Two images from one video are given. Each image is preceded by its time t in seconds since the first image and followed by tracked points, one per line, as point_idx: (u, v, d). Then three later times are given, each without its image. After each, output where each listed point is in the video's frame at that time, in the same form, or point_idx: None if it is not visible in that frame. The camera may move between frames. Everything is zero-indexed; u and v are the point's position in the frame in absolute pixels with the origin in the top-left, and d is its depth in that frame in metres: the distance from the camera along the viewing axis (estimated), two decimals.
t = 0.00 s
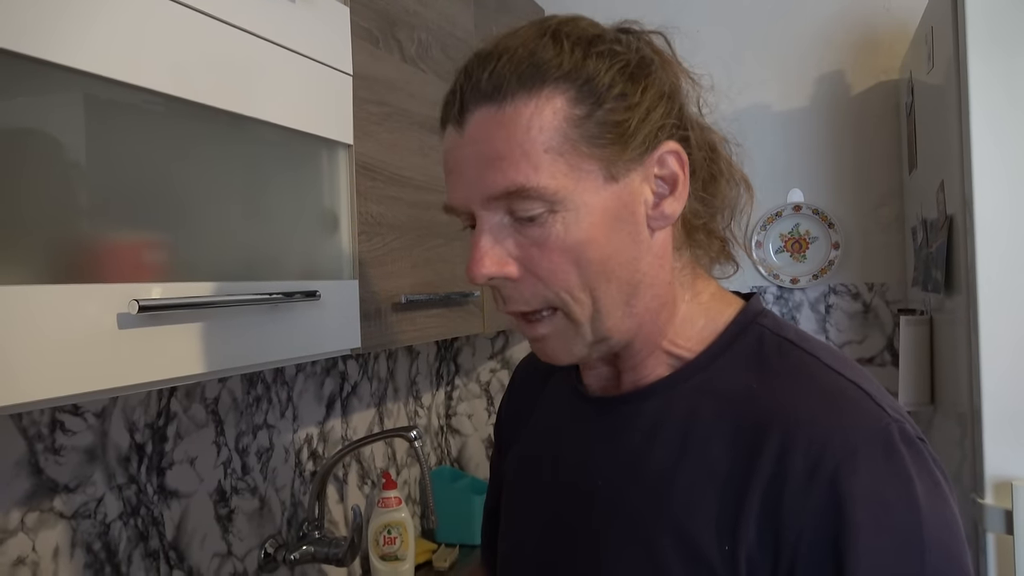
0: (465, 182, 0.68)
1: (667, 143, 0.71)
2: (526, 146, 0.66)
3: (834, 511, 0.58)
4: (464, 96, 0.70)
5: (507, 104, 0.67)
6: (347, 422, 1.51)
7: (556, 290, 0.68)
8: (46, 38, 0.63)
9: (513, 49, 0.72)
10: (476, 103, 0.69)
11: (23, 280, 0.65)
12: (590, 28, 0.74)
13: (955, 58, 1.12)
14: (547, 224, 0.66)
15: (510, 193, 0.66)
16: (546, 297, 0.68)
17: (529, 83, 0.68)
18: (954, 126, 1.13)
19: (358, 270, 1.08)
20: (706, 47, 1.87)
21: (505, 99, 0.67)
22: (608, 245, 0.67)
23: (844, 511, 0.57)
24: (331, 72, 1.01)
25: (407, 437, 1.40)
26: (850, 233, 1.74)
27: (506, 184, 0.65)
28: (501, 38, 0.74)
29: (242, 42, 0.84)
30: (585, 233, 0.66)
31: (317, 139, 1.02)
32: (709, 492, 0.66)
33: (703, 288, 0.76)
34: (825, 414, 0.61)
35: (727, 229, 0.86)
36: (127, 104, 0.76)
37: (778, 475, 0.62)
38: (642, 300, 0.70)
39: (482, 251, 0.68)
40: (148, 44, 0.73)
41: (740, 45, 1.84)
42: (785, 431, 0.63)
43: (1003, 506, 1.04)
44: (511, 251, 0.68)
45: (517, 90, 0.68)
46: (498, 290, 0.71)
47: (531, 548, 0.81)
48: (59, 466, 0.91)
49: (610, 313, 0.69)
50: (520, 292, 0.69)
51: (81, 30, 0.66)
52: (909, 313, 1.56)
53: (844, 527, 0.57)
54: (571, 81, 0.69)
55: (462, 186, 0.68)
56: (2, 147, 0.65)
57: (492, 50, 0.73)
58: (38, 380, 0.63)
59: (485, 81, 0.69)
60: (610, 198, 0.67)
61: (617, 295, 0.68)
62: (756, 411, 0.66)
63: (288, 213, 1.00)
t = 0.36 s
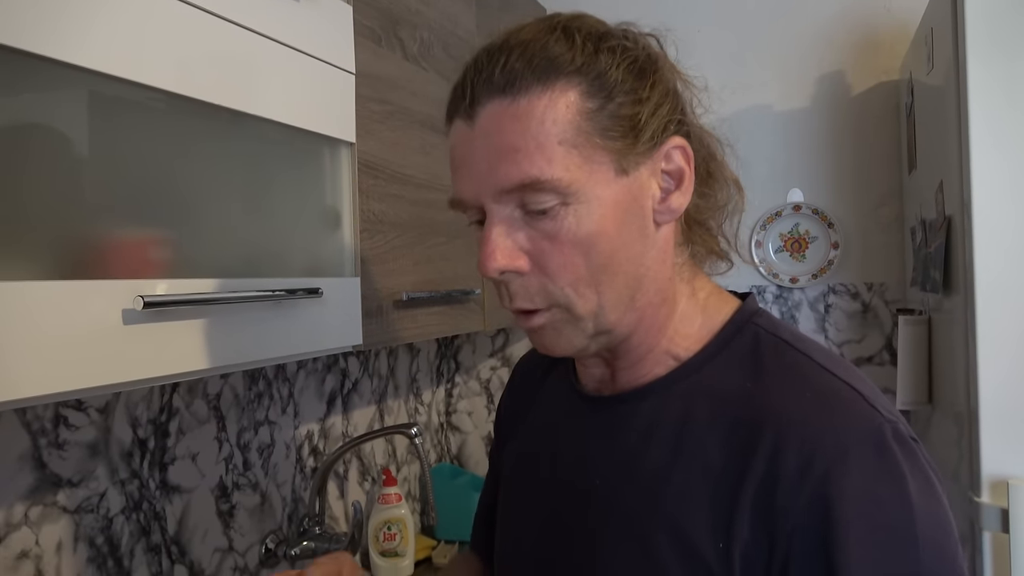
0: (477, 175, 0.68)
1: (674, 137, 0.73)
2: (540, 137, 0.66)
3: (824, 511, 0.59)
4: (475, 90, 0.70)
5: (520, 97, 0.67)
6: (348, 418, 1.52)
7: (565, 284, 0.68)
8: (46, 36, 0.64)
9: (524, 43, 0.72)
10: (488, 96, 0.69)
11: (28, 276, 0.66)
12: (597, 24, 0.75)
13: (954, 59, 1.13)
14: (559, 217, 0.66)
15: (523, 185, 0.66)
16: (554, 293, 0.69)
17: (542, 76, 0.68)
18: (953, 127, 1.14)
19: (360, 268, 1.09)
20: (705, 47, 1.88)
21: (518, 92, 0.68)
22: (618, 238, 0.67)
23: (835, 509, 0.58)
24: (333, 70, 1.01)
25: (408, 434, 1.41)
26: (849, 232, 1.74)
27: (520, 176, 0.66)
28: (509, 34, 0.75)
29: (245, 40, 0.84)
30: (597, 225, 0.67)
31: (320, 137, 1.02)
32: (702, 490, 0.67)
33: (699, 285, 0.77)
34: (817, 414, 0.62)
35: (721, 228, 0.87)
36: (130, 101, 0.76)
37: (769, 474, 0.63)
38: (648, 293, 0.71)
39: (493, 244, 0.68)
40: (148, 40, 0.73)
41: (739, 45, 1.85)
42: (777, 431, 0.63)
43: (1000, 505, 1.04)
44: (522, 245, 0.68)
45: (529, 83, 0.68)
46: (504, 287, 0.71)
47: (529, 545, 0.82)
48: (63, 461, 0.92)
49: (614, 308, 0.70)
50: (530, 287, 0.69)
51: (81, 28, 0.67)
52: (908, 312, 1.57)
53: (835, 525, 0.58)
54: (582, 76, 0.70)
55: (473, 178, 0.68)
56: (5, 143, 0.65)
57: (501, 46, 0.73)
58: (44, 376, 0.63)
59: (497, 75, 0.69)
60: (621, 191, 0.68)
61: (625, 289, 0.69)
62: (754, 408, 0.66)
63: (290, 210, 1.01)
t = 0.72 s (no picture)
0: (473, 187, 0.68)
1: (667, 143, 0.73)
2: (533, 149, 0.66)
3: (814, 512, 0.60)
4: (468, 103, 0.71)
5: (513, 109, 0.68)
6: (348, 417, 1.53)
7: (563, 290, 0.69)
8: (45, 36, 0.64)
9: (515, 55, 0.73)
10: (481, 109, 0.69)
11: (31, 275, 0.67)
12: (587, 34, 0.75)
13: (953, 63, 1.14)
14: (554, 226, 0.67)
15: (518, 197, 0.66)
16: (552, 298, 0.70)
17: (533, 89, 0.69)
18: (952, 130, 1.14)
19: (361, 268, 1.10)
20: (705, 49, 1.89)
21: (510, 105, 0.68)
22: (612, 246, 0.68)
23: (824, 512, 0.59)
24: (334, 71, 1.02)
25: (408, 433, 1.41)
26: (848, 235, 1.75)
27: (515, 188, 0.66)
28: (500, 45, 0.75)
29: (245, 41, 0.85)
30: (591, 234, 0.67)
31: (321, 138, 1.03)
32: (692, 491, 0.68)
33: (696, 285, 0.78)
34: (808, 417, 0.63)
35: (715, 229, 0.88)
36: (130, 101, 0.77)
37: (759, 476, 0.64)
38: (643, 296, 0.72)
39: (490, 254, 0.69)
40: (147, 40, 0.73)
41: (739, 47, 1.85)
42: (768, 434, 0.64)
43: (994, 506, 1.05)
44: (518, 253, 0.69)
45: (521, 96, 0.69)
46: (505, 293, 0.72)
47: (529, 545, 0.83)
48: (66, 458, 0.93)
49: (611, 311, 0.71)
50: (528, 293, 0.70)
51: (80, 29, 0.67)
52: (905, 314, 1.58)
53: (824, 527, 0.58)
54: (574, 86, 0.70)
55: (469, 191, 0.69)
56: (7, 142, 0.66)
57: (493, 57, 0.74)
58: (48, 373, 0.64)
59: (489, 87, 0.70)
60: (614, 199, 0.68)
61: (620, 293, 0.70)
62: (745, 412, 0.67)
63: (292, 211, 1.02)
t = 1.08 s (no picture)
0: (472, 191, 0.69)
1: (665, 150, 0.74)
2: (535, 154, 0.67)
3: (810, 514, 0.61)
4: (467, 106, 0.71)
5: (513, 114, 0.68)
6: (346, 417, 1.53)
7: (558, 295, 0.70)
8: (46, 37, 0.65)
9: (516, 58, 0.73)
10: (480, 112, 0.70)
11: (32, 274, 0.67)
12: (589, 37, 0.75)
13: (948, 68, 1.14)
14: (553, 232, 0.68)
15: (518, 202, 0.67)
16: (547, 303, 0.70)
17: (534, 93, 0.69)
18: (948, 133, 1.15)
19: (361, 268, 1.10)
20: (704, 51, 1.89)
21: (511, 110, 0.69)
22: (610, 252, 0.69)
23: (821, 514, 0.60)
24: (334, 72, 1.03)
25: (406, 433, 1.42)
26: (844, 237, 1.76)
27: (515, 193, 0.67)
28: (501, 47, 0.75)
29: (245, 42, 0.86)
30: (590, 239, 0.68)
31: (321, 139, 1.04)
32: (688, 495, 0.69)
33: (688, 290, 0.78)
34: (800, 420, 0.64)
35: (711, 232, 0.89)
36: (131, 101, 0.77)
37: (755, 479, 0.65)
38: (638, 302, 0.72)
39: (487, 259, 0.69)
40: (146, 40, 0.74)
41: (738, 50, 1.86)
42: (762, 437, 0.65)
43: (987, 508, 1.06)
44: (516, 258, 0.70)
45: (523, 100, 0.69)
46: (500, 297, 0.72)
47: (521, 541, 0.84)
48: (66, 456, 0.93)
49: (604, 317, 0.71)
50: (524, 298, 0.71)
51: (80, 29, 0.67)
52: (901, 317, 1.59)
53: (821, 530, 0.59)
54: (575, 91, 0.70)
55: (468, 194, 0.69)
56: (10, 143, 0.66)
57: (493, 60, 0.74)
58: (48, 372, 0.65)
59: (488, 91, 0.70)
60: (613, 205, 0.69)
61: (614, 299, 0.71)
62: (737, 415, 0.68)
63: (291, 212, 1.02)
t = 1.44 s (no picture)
0: (459, 215, 0.68)
1: (655, 168, 0.73)
2: (522, 181, 0.66)
3: (796, 525, 0.61)
4: (452, 129, 0.69)
5: (499, 140, 0.67)
6: (345, 417, 1.54)
7: (549, 319, 0.70)
8: (48, 37, 0.65)
9: (502, 77, 0.71)
10: (465, 137, 0.68)
11: (33, 274, 0.68)
12: (577, 54, 0.73)
13: (945, 70, 1.15)
14: (541, 259, 0.67)
15: (505, 229, 0.66)
16: (540, 325, 0.70)
17: (521, 118, 0.68)
18: (944, 135, 1.16)
19: (360, 269, 1.11)
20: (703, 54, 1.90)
21: (496, 135, 0.67)
22: (599, 277, 0.69)
23: (805, 527, 0.60)
24: (334, 74, 1.03)
25: (405, 433, 1.42)
26: (842, 239, 1.77)
27: (502, 220, 0.66)
28: (488, 62, 0.73)
29: (245, 43, 0.86)
30: (579, 265, 0.68)
31: (321, 140, 1.04)
32: (677, 506, 0.70)
33: (679, 300, 0.78)
34: (786, 432, 0.64)
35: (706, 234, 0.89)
36: (132, 101, 0.77)
37: (742, 490, 0.65)
38: (628, 322, 0.73)
39: (474, 285, 0.69)
40: (146, 41, 0.74)
41: (736, 52, 1.87)
42: (748, 449, 0.65)
43: (983, 509, 1.07)
44: (503, 284, 0.69)
45: (508, 125, 0.67)
46: (490, 320, 0.72)
47: (521, 541, 0.85)
48: (65, 455, 0.94)
49: (597, 339, 0.71)
50: (513, 322, 0.71)
51: (80, 30, 0.68)
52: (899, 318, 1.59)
53: (805, 543, 0.60)
54: (563, 116, 0.69)
55: (455, 219, 0.68)
56: (12, 142, 0.67)
57: (479, 78, 0.72)
58: (49, 370, 0.65)
59: (474, 113, 0.69)
60: (602, 230, 0.69)
61: (605, 321, 0.71)
62: (724, 427, 0.68)
63: (291, 214, 1.03)
